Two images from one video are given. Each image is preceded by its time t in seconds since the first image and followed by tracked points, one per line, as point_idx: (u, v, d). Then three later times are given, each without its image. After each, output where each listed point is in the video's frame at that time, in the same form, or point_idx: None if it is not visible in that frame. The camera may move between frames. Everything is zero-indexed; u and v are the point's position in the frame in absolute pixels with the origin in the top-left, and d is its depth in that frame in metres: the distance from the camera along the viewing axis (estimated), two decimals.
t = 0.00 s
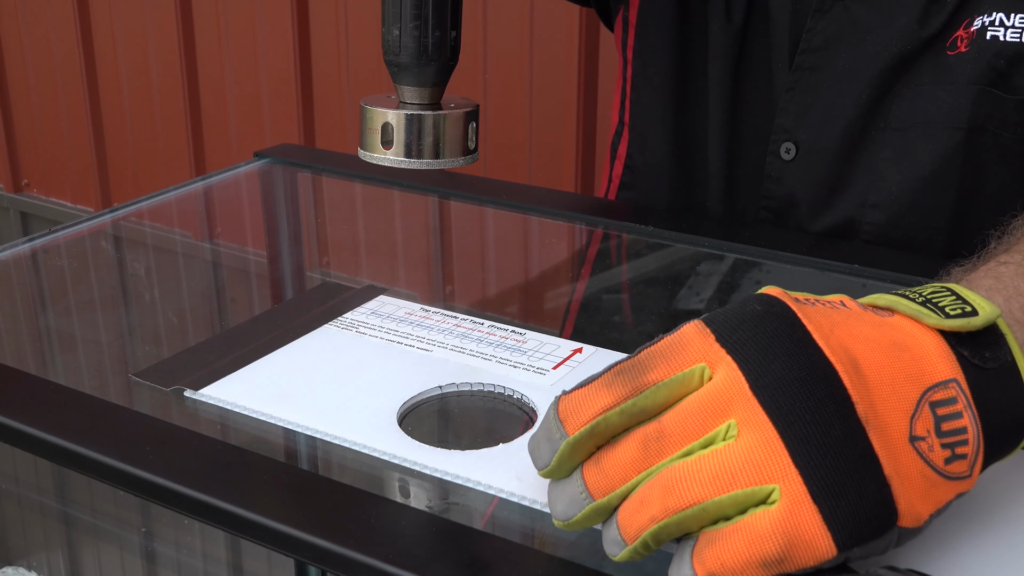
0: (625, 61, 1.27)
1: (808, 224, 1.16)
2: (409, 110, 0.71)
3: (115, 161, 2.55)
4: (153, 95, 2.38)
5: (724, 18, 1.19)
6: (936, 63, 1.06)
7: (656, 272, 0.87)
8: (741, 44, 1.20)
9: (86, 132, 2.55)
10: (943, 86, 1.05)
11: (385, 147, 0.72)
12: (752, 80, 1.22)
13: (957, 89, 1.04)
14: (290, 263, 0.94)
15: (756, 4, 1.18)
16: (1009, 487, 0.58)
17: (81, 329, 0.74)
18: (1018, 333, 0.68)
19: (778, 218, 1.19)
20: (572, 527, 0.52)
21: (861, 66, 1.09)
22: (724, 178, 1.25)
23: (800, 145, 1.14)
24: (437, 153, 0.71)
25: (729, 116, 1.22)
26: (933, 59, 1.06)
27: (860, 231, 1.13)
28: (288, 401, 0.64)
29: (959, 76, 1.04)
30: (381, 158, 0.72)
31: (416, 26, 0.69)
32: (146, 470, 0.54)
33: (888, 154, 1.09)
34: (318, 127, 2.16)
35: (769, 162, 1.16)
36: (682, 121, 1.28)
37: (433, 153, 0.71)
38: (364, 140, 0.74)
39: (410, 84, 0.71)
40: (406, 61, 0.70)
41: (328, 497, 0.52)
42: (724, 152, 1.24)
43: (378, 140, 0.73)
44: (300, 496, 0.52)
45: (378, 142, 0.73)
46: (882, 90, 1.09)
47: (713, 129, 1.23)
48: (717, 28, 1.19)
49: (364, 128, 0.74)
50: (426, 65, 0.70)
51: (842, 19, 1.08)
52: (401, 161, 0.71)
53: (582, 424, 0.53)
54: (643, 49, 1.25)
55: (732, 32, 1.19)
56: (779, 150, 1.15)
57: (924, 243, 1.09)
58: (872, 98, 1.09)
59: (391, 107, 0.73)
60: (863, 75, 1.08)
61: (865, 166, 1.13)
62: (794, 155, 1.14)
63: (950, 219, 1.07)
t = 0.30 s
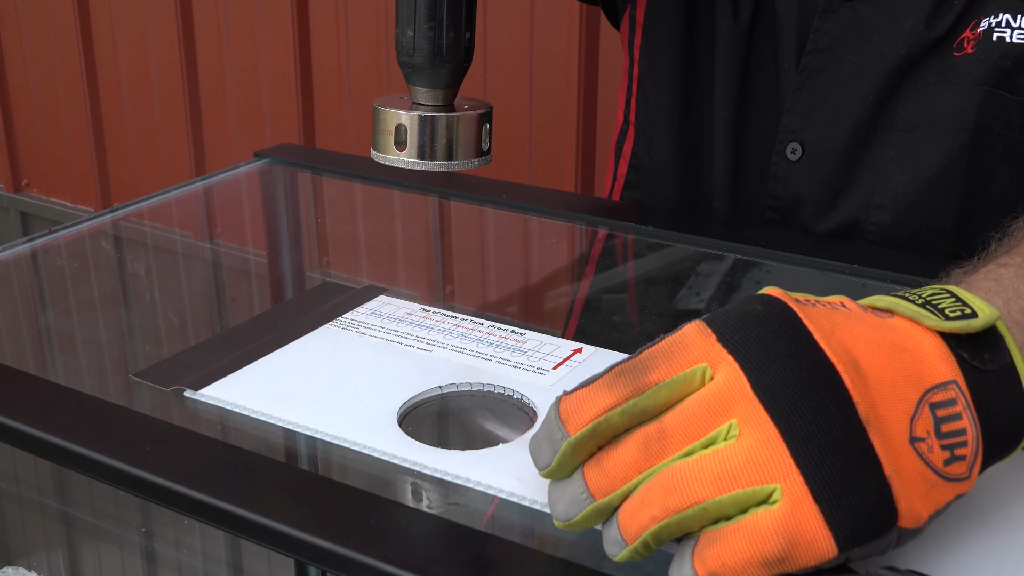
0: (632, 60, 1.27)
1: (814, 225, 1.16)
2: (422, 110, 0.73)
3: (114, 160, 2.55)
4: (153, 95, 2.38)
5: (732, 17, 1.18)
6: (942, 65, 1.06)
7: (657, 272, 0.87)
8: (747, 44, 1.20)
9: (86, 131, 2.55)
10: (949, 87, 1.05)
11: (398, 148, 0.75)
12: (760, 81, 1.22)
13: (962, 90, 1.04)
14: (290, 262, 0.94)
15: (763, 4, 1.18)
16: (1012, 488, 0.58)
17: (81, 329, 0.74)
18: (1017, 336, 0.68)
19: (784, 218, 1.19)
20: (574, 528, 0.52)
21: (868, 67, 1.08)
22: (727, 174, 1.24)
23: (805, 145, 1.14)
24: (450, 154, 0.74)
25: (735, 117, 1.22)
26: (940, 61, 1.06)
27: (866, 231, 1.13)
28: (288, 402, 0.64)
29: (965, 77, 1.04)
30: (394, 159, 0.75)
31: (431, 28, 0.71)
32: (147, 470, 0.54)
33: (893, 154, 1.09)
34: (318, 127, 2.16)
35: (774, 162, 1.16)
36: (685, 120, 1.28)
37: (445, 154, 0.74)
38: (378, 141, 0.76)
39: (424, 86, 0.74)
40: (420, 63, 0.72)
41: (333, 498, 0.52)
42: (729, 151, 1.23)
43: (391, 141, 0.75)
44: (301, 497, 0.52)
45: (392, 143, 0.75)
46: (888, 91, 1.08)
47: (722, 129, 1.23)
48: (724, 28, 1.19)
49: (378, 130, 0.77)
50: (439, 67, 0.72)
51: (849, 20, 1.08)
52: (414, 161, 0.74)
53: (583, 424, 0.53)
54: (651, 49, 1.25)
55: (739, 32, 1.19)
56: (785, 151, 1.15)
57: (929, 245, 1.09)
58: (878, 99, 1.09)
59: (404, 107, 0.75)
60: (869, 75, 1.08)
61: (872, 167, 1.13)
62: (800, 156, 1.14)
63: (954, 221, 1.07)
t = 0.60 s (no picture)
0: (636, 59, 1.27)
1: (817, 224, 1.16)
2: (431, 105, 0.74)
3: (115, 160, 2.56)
4: (153, 95, 2.38)
5: (736, 17, 1.18)
6: (946, 65, 1.06)
7: (658, 272, 0.87)
8: (751, 44, 1.20)
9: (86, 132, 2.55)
10: (954, 88, 1.05)
11: (406, 143, 0.76)
12: (763, 81, 1.22)
13: (966, 90, 1.04)
14: (290, 257, 0.93)
15: (767, 4, 1.19)
16: (1015, 488, 0.58)
17: (81, 328, 0.74)
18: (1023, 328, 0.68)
19: (787, 218, 1.18)
20: (570, 525, 0.52)
21: (871, 67, 1.09)
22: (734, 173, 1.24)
23: (808, 145, 1.13)
24: (458, 149, 0.75)
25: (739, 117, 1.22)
26: (944, 61, 1.06)
27: (869, 230, 1.13)
28: (287, 402, 0.64)
29: (969, 77, 1.04)
30: (402, 153, 0.76)
31: (441, 22, 0.71)
32: (147, 470, 0.54)
33: (896, 154, 1.09)
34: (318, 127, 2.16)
35: (777, 162, 1.16)
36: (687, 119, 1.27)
37: (453, 149, 0.75)
38: (386, 135, 0.77)
39: (433, 81, 0.75)
40: (429, 58, 0.73)
41: (335, 498, 0.52)
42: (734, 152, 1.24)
43: (399, 136, 0.76)
44: (302, 497, 0.52)
45: (401, 137, 0.76)
46: (891, 92, 1.08)
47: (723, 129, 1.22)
48: (728, 28, 1.19)
49: (386, 124, 0.77)
50: (448, 63, 0.73)
51: (852, 20, 1.08)
52: (423, 156, 0.75)
53: (583, 412, 0.53)
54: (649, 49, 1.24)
55: (744, 31, 1.19)
56: (787, 150, 1.14)
57: (933, 245, 1.09)
58: (881, 100, 1.09)
59: (412, 101, 0.76)
60: (873, 75, 1.08)
61: (875, 165, 1.12)
62: (802, 155, 1.14)
63: (957, 220, 1.07)
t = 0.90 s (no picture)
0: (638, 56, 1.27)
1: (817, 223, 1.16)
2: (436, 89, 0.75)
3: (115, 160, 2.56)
4: (152, 94, 2.38)
5: (738, 15, 1.18)
6: (948, 64, 1.06)
7: (659, 272, 0.87)
8: (752, 43, 1.20)
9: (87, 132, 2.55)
10: (956, 87, 1.05)
11: (411, 129, 0.77)
12: (764, 79, 1.22)
13: (969, 90, 1.04)
14: (290, 255, 0.93)
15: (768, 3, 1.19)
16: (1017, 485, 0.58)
17: (81, 327, 0.74)
18: None
19: (787, 217, 1.19)
20: (570, 528, 0.52)
21: (872, 66, 1.09)
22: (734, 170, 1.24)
23: (809, 143, 1.14)
24: (463, 134, 0.76)
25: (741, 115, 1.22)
26: (945, 59, 1.06)
27: (870, 230, 1.13)
28: (287, 401, 0.64)
29: (972, 77, 1.04)
30: (407, 138, 0.77)
31: (448, 6, 0.72)
32: (147, 470, 0.54)
33: (899, 154, 1.09)
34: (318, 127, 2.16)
35: (779, 160, 1.16)
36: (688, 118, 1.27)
37: (458, 135, 0.76)
38: (391, 121, 0.78)
39: (438, 66, 0.75)
40: (434, 43, 0.73)
41: (335, 499, 0.52)
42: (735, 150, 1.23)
43: (404, 121, 0.77)
44: (303, 497, 0.52)
45: (406, 122, 0.77)
46: (893, 91, 1.09)
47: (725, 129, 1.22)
48: (730, 27, 1.19)
49: (390, 110, 0.79)
50: (453, 48, 0.73)
51: (853, 19, 1.08)
52: (428, 141, 0.76)
53: (583, 420, 0.52)
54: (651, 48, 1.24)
55: (746, 30, 1.18)
56: (788, 149, 1.15)
57: (935, 245, 1.09)
58: (883, 98, 1.09)
59: (418, 87, 0.77)
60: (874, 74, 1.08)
61: (876, 167, 1.13)
62: (804, 154, 1.14)
63: (960, 220, 1.07)
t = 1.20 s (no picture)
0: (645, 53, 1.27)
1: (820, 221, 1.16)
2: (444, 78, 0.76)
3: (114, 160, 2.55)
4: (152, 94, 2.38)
5: (743, 13, 1.18)
6: (950, 61, 1.06)
7: (658, 272, 0.87)
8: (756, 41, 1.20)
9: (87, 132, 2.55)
10: (961, 85, 1.05)
11: (418, 116, 0.78)
12: (766, 77, 1.22)
13: (974, 89, 1.04)
14: (290, 254, 0.93)
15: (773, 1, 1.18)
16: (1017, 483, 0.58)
17: (81, 327, 0.74)
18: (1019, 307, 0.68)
19: (791, 215, 1.19)
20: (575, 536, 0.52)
21: (876, 64, 1.08)
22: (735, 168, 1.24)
23: (813, 141, 1.14)
24: (470, 124, 0.76)
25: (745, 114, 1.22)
26: (948, 56, 1.05)
27: (874, 228, 1.13)
28: (287, 402, 0.64)
29: (977, 75, 1.04)
30: (414, 125, 0.78)
31: None
32: (146, 470, 0.54)
33: (901, 153, 1.10)
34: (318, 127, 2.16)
35: (781, 158, 1.16)
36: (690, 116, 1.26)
37: (465, 124, 0.76)
38: (398, 107, 0.79)
39: (447, 55, 0.76)
40: (442, 31, 0.74)
41: (333, 499, 0.52)
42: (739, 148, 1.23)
43: (412, 108, 0.78)
44: (304, 497, 0.52)
45: (413, 109, 0.78)
46: (896, 88, 1.08)
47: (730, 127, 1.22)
48: (734, 25, 1.19)
49: (398, 96, 0.79)
50: (462, 36, 0.74)
51: (856, 17, 1.08)
52: (435, 129, 0.77)
53: (579, 423, 0.53)
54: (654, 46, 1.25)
55: (750, 27, 1.18)
56: (792, 146, 1.15)
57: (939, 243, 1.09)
58: (885, 96, 1.09)
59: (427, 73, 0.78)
60: (877, 72, 1.08)
61: (880, 165, 1.12)
62: (808, 151, 1.14)
63: (964, 219, 1.07)
